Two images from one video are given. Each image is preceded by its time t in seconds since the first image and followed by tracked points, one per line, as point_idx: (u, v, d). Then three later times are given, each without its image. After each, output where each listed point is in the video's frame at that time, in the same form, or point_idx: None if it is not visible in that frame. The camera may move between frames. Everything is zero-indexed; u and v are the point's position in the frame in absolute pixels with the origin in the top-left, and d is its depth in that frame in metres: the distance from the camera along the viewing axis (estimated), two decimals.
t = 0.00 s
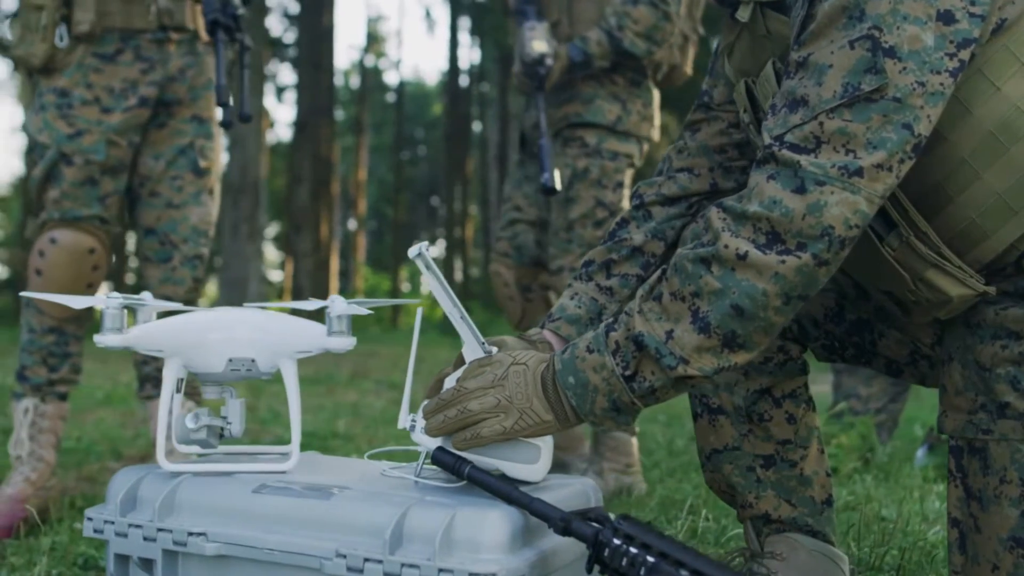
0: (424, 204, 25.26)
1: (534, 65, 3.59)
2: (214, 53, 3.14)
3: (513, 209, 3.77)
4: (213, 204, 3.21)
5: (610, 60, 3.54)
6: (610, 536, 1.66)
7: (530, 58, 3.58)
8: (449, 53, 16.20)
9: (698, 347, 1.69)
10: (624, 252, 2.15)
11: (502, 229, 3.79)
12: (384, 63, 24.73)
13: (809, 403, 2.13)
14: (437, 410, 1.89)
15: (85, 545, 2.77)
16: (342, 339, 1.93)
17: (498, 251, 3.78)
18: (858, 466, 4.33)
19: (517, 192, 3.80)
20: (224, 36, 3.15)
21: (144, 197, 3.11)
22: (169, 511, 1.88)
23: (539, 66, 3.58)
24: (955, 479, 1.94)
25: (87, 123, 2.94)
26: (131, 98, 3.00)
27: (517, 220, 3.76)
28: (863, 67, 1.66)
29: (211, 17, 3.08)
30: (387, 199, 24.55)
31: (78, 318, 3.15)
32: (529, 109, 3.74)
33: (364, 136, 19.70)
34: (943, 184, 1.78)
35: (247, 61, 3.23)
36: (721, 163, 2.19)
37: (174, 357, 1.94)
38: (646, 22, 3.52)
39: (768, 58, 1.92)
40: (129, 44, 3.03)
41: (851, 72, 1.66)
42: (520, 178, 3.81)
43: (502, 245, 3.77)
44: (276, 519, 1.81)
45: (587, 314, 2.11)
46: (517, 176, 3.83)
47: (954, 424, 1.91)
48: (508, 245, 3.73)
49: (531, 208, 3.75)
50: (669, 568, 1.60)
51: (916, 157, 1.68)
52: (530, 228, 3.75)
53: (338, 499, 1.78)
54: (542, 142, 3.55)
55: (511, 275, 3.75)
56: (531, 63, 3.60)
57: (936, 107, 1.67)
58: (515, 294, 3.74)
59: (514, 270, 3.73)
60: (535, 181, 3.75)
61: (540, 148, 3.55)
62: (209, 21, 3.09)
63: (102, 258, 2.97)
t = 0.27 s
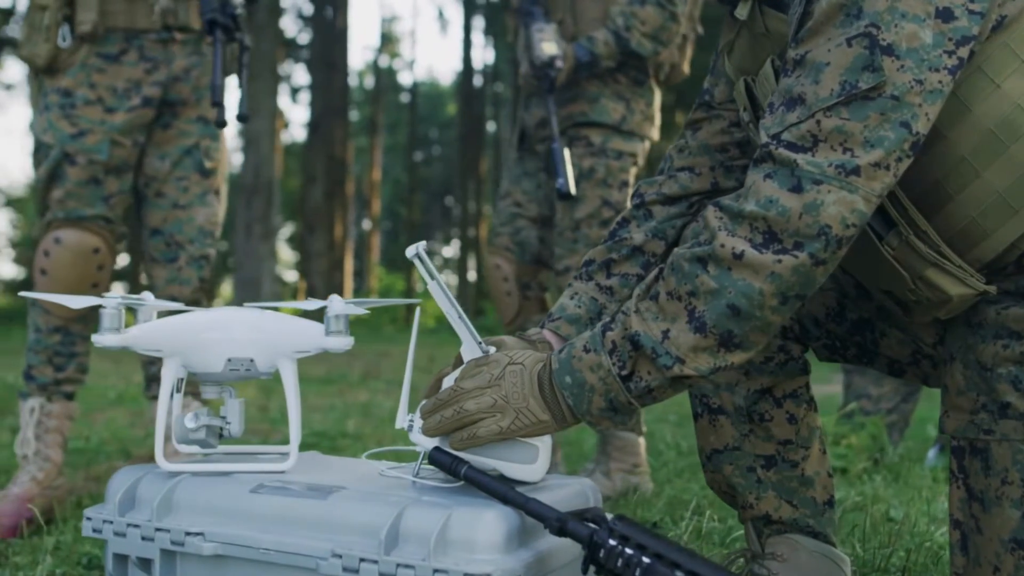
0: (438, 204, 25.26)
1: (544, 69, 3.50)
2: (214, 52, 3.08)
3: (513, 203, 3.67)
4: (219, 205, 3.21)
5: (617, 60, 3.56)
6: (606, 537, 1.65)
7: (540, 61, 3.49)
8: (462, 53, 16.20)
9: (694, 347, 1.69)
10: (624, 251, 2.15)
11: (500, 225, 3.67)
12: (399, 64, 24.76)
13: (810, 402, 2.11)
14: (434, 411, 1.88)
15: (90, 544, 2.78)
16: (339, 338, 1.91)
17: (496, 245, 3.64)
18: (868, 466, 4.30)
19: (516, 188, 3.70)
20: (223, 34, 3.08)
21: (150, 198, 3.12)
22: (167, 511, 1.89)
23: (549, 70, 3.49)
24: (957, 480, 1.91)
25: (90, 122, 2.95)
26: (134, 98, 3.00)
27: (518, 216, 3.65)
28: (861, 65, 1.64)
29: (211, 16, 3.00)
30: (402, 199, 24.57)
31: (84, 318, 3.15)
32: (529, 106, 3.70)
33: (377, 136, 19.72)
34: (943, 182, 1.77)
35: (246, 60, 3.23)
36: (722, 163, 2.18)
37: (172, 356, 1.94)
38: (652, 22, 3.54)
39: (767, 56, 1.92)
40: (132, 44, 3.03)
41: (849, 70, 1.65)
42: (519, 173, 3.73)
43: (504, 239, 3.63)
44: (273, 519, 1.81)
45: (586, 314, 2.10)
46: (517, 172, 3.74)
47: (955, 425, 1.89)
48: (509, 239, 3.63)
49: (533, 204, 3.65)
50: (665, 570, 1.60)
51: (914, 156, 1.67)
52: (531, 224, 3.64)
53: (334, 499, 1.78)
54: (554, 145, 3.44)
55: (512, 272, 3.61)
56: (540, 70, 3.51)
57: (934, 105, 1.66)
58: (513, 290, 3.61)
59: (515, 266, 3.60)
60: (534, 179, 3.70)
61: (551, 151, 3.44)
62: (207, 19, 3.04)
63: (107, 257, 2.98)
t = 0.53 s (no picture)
0: (453, 205, 25.27)
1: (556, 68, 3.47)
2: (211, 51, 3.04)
3: (515, 203, 3.65)
4: (228, 205, 3.21)
5: (622, 60, 3.56)
6: (602, 538, 1.65)
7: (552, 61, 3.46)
8: (476, 53, 16.20)
9: (691, 348, 1.68)
10: (625, 251, 2.14)
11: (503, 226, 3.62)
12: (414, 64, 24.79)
13: (812, 403, 2.10)
14: (432, 411, 1.88)
15: (95, 543, 2.78)
16: (338, 338, 1.90)
17: (498, 244, 3.60)
18: (879, 467, 4.27)
19: (516, 186, 3.69)
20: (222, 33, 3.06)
21: (157, 198, 3.11)
22: (166, 511, 1.89)
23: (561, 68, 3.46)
24: (959, 481, 1.90)
25: (93, 122, 2.97)
26: (138, 98, 3.01)
27: (521, 214, 3.63)
28: (859, 63, 1.63)
29: (210, 15, 2.99)
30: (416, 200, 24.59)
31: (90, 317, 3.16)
32: (532, 105, 3.69)
33: (392, 136, 19.74)
34: (943, 181, 1.75)
35: (246, 59, 3.23)
36: (724, 162, 2.17)
37: (172, 357, 1.94)
38: (659, 23, 3.54)
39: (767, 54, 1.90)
40: (137, 44, 3.05)
41: (847, 68, 1.64)
42: (518, 172, 3.71)
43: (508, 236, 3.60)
44: (270, 519, 1.81)
45: (587, 314, 2.10)
46: (515, 172, 3.72)
47: (957, 425, 1.87)
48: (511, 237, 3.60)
49: (533, 202, 3.65)
50: (660, 571, 1.59)
51: (913, 155, 1.66)
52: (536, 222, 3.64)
53: (331, 499, 1.78)
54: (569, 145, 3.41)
55: (515, 270, 3.58)
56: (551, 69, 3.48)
57: (933, 104, 1.65)
58: (514, 288, 3.57)
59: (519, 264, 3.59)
60: (533, 178, 3.68)
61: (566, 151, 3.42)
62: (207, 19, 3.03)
63: (112, 257, 2.98)
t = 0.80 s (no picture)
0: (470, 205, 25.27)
1: (568, 66, 3.43)
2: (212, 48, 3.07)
3: (515, 207, 3.61)
4: (238, 206, 3.20)
5: (630, 59, 3.53)
6: (599, 539, 1.64)
7: (563, 58, 3.42)
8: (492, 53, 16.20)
9: (690, 348, 1.67)
10: (627, 251, 2.14)
11: (505, 229, 3.60)
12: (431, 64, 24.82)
13: (816, 403, 2.08)
14: (431, 412, 1.88)
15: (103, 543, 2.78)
16: (338, 339, 1.90)
17: (501, 246, 3.59)
18: (892, 468, 4.24)
19: (515, 188, 3.65)
20: (223, 30, 3.10)
21: (167, 199, 3.11)
22: (166, 511, 1.89)
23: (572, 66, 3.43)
24: (964, 482, 1.88)
25: (100, 122, 2.97)
26: (144, 98, 3.02)
27: (523, 218, 3.60)
28: (858, 61, 1.62)
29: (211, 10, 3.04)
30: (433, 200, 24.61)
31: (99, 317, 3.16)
32: (537, 103, 3.67)
33: (409, 136, 19.76)
34: (945, 180, 1.74)
35: (246, 55, 3.25)
36: (727, 161, 2.16)
37: (172, 356, 1.94)
38: (667, 23, 3.51)
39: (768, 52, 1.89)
40: (143, 44, 3.06)
41: (847, 66, 1.63)
42: (517, 174, 3.68)
43: (510, 238, 3.58)
44: (269, 520, 1.80)
45: (588, 314, 2.10)
46: (514, 174, 3.69)
47: (962, 426, 1.85)
48: (514, 239, 3.59)
49: (534, 204, 3.62)
50: (657, 572, 1.58)
51: (914, 153, 1.64)
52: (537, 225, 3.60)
53: (330, 500, 1.78)
54: (583, 144, 3.37)
55: (518, 273, 3.57)
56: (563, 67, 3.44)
57: (933, 102, 1.63)
58: (518, 292, 3.56)
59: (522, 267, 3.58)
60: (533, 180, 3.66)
61: (579, 152, 3.38)
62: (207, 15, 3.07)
63: (120, 256, 2.99)
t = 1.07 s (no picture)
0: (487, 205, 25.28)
1: (579, 63, 3.41)
2: (213, 40, 3.11)
3: (515, 209, 3.59)
4: (247, 206, 3.20)
5: (636, 57, 3.52)
6: (599, 539, 1.63)
7: (573, 55, 3.40)
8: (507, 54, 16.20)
9: (693, 348, 1.65)
10: (631, 250, 2.13)
11: (506, 232, 3.59)
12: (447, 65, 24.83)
13: (822, 403, 2.07)
14: (433, 414, 1.87)
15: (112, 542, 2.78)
16: (339, 338, 1.89)
17: (501, 249, 3.59)
18: (905, 468, 4.21)
19: (515, 191, 3.63)
20: (225, 26, 3.14)
21: (176, 199, 3.12)
22: (168, 510, 1.89)
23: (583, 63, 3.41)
24: (970, 483, 1.86)
25: (107, 121, 2.98)
26: (152, 97, 3.03)
27: (524, 219, 3.59)
28: (861, 57, 1.60)
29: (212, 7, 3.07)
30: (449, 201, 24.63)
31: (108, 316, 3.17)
32: (539, 100, 3.64)
33: (424, 137, 19.78)
34: (950, 177, 1.72)
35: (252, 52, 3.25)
36: (732, 160, 2.15)
37: (174, 356, 1.95)
38: (672, 20, 3.52)
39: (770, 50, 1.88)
40: (151, 43, 3.07)
41: (849, 63, 1.61)
42: (516, 176, 3.65)
43: (510, 240, 3.58)
44: (271, 520, 1.80)
45: (592, 314, 2.09)
46: (513, 176, 3.66)
47: (968, 426, 1.83)
48: (515, 241, 3.58)
49: (535, 206, 3.60)
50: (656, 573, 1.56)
51: (917, 151, 1.62)
52: (538, 227, 3.59)
53: (330, 500, 1.77)
54: (597, 140, 3.33)
55: (520, 275, 3.57)
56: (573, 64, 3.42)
57: (937, 99, 1.61)
58: (521, 294, 3.57)
59: (525, 269, 3.58)
60: (533, 181, 3.63)
61: (593, 148, 3.33)
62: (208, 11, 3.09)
63: (128, 256, 2.99)
